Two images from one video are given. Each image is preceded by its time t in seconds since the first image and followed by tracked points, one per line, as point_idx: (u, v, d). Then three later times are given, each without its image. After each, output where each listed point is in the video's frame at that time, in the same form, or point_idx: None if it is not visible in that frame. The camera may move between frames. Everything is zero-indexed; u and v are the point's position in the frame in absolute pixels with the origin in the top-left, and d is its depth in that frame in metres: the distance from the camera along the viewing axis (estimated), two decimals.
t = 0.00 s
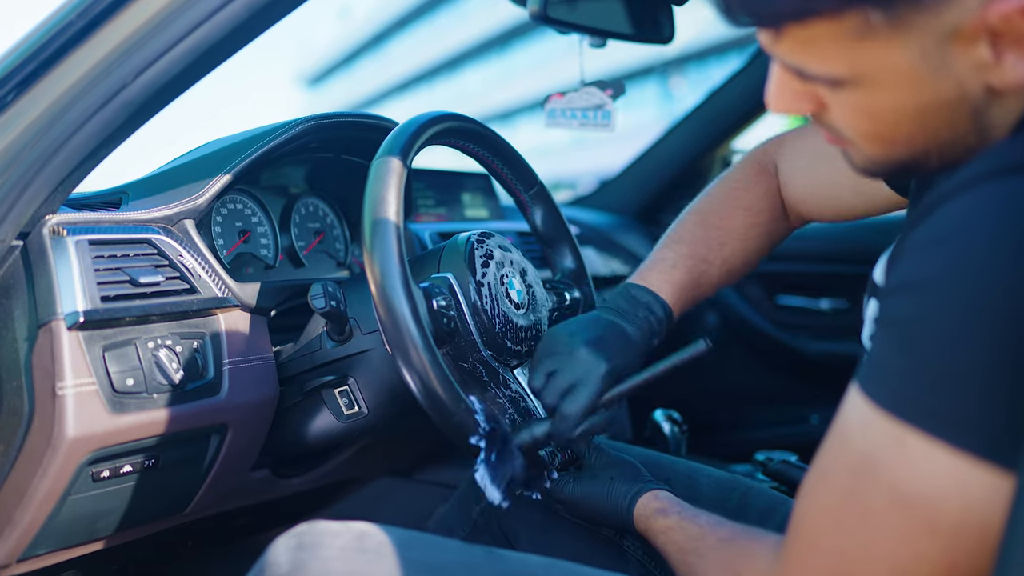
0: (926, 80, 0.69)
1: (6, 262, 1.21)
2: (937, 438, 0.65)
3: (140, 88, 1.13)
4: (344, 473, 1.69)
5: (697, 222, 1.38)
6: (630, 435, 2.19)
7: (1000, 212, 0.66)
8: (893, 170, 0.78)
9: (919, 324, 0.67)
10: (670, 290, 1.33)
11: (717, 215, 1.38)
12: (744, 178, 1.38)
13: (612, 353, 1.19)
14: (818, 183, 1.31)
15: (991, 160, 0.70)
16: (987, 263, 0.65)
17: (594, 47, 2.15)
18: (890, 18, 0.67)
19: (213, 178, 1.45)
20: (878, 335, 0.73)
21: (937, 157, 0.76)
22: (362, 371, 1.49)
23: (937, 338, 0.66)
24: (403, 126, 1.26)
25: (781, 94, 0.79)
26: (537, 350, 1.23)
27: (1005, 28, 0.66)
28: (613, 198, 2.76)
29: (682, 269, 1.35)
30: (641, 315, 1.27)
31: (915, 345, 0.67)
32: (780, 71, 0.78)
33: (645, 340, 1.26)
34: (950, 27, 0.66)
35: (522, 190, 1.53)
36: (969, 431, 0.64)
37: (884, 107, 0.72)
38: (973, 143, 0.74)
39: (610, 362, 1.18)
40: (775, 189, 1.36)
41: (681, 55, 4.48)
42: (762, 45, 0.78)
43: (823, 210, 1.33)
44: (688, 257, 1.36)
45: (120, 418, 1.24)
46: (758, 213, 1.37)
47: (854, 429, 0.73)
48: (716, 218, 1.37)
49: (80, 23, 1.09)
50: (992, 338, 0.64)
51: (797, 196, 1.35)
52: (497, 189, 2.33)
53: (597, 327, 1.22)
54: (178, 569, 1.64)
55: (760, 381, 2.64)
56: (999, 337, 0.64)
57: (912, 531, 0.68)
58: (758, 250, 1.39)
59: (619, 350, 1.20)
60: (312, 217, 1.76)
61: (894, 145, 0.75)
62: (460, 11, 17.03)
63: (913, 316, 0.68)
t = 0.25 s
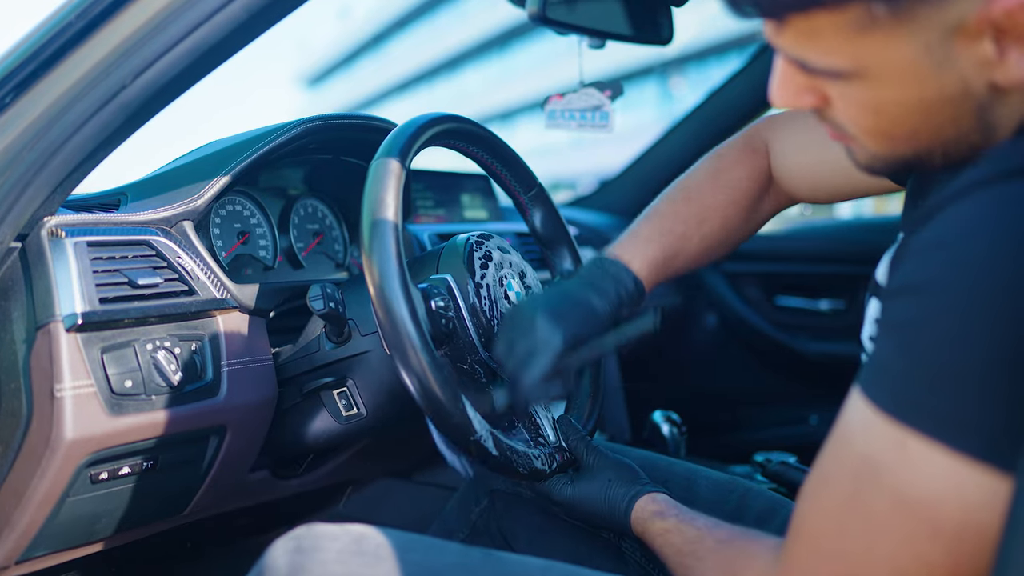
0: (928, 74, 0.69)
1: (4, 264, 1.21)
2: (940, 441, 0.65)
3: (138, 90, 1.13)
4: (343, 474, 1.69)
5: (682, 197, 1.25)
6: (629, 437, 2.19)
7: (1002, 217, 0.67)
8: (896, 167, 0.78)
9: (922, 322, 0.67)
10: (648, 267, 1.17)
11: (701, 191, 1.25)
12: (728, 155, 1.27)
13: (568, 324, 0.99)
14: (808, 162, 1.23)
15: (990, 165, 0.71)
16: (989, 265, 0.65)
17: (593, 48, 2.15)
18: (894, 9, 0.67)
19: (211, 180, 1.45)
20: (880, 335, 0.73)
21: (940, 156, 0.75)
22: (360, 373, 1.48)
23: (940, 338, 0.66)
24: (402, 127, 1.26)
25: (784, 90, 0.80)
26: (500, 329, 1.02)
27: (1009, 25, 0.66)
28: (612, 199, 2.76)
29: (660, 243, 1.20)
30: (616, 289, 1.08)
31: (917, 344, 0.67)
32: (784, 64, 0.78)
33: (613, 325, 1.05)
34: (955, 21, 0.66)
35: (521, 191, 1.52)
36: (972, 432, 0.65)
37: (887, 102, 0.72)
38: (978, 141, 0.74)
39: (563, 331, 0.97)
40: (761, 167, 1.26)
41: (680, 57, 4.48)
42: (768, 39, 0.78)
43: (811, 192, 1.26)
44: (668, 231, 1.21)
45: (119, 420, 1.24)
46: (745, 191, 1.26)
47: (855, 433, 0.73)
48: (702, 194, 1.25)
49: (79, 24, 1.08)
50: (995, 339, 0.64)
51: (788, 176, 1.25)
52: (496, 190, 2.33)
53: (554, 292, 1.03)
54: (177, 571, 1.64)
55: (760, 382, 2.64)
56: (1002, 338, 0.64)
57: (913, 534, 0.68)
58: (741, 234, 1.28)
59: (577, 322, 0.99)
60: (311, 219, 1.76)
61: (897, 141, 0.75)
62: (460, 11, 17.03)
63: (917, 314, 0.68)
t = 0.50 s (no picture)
0: (927, 87, 0.69)
1: (3, 266, 1.21)
2: (935, 447, 0.66)
3: (136, 91, 1.13)
4: (341, 476, 1.69)
5: (671, 201, 1.25)
6: (627, 438, 2.19)
7: (995, 222, 0.67)
8: (891, 174, 0.79)
9: (917, 330, 0.67)
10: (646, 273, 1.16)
11: (695, 196, 1.25)
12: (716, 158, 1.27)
13: (578, 334, 0.98)
14: (794, 163, 1.22)
15: (989, 167, 0.71)
16: (984, 272, 0.65)
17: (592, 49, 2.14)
18: (892, 25, 0.67)
19: (209, 181, 1.45)
20: (874, 342, 0.73)
21: (936, 160, 0.76)
22: (358, 375, 1.46)
23: (936, 347, 0.66)
24: (399, 130, 1.26)
25: (777, 103, 0.80)
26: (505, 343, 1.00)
27: (1008, 36, 0.66)
28: (611, 199, 2.76)
29: (658, 248, 1.20)
30: (617, 297, 1.08)
31: (913, 353, 0.67)
32: (778, 74, 0.78)
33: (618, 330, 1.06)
34: (954, 32, 0.66)
35: (518, 193, 1.52)
36: (967, 439, 0.65)
37: (884, 114, 0.72)
38: (972, 150, 0.75)
39: (574, 341, 0.96)
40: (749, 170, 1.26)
41: (679, 57, 4.48)
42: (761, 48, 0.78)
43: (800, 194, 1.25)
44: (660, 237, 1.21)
45: (117, 422, 1.24)
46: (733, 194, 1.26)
47: (850, 437, 0.73)
48: (690, 197, 1.25)
49: (76, 25, 1.09)
50: (992, 348, 0.64)
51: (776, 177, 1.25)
52: (494, 191, 2.33)
53: (558, 301, 1.02)
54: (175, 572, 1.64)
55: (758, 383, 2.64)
56: (998, 346, 0.64)
57: (908, 540, 0.68)
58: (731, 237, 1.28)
59: (586, 331, 0.99)
60: (308, 220, 1.76)
61: (894, 151, 0.75)
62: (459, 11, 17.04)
63: (912, 323, 0.68)
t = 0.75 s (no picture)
0: (919, 88, 0.69)
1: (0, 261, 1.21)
2: (932, 444, 0.66)
3: (134, 87, 1.13)
4: (339, 473, 1.69)
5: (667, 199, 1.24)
6: (625, 435, 2.19)
7: (990, 217, 0.67)
8: (884, 173, 0.79)
9: (912, 328, 0.67)
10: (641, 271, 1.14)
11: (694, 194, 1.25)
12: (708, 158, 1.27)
13: (575, 317, 0.95)
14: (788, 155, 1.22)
15: (981, 165, 0.71)
16: (980, 270, 0.65)
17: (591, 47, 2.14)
18: (887, 29, 0.67)
19: (207, 178, 1.45)
20: (868, 341, 0.73)
21: (928, 160, 0.76)
22: (356, 371, 1.46)
23: (931, 346, 0.65)
24: (398, 126, 1.26)
25: (768, 100, 0.79)
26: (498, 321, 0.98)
27: (1003, 38, 0.66)
28: (609, 198, 2.76)
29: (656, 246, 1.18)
30: (616, 290, 1.05)
31: (908, 352, 0.67)
32: (770, 76, 0.78)
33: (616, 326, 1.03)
34: (949, 37, 0.66)
35: (517, 190, 1.52)
36: (963, 435, 0.65)
37: (877, 116, 0.72)
38: (964, 150, 0.75)
39: (569, 325, 0.94)
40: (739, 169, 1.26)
41: (679, 55, 4.48)
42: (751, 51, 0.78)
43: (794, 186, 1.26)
44: (661, 233, 1.20)
45: (113, 418, 1.24)
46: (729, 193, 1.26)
47: (847, 432, 0.72)
48: (683, 194, 1.24)
49: (74, 21, 1.09)
50: (987, 346, 0.64)
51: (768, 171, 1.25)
52: (493, 189, 2.33)
53: (557, 288, 1.00)
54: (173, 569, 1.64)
55: (758, 382, 2.64)
56: (993, 344, 0.64)
57: (906, 536, 0.68)
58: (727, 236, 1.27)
59: (584, 316, 0.96)
60: (307, 216, 1.76)
61: (888, 151, 0.75)
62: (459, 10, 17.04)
63: (907, 321, 0.68)
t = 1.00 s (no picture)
0: (925, 82, 0.69)
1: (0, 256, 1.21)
2: (937, 439, 0.65)
3: (133, 83, 1.12)
4: (339, 470, 1.69)
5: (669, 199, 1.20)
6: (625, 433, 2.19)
7: (994, 210, 0.66)
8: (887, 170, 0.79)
9: (917, 323, 0.67)
10: (642, 269, 1.14)
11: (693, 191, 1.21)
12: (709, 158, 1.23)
13: (559, 314, 0.95)
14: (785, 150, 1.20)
15: (987, 158, 0.70)
16: (986, 265, 0.65)
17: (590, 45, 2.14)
18: (899, 24, 0.66)
19: (207, 174, 1.45)
20: (872, 336, 0.72)
21: (934, 156, 0.76)
22: (356, 367, 1.45)
23: (937, 340, 0.65)
24: (398, 122, 1.26)
25: (774, 93, 0.79)
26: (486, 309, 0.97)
27: (1011, 34, 0.66)
28: (608, 196, 2.76)
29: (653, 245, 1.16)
30: (608, 291, 1.05)
31: (914, 347, 0.67)
32: (777, 70, 0.78)
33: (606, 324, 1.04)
34: (959, 31, 0.66)
35: (518, 187, 1.52)
36: (969, 430, 0.65)
37: (883, 111, 0.72)
38: (971, 144, 0.74)
39: (552, 319, 0.94)
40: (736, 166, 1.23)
41: (677, 54, 4.48)
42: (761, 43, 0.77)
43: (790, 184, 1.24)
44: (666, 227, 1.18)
45: (113, 414, 1.24)
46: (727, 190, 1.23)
47: (850, 428, 0.72)
48: (682, 197, 1.20)
49: (74, 16, 1.08)
50: (993, 341, 0.64)
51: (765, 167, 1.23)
52: (493, 187, 2.32)
53: (548, 282, 1.00)
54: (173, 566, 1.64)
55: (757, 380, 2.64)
56: (999, 338, 0.64)
57: (910, 532, 0.68)
58: (729, 240, 1.23)
59: (569, 314, 0.96)
60: (307, 214, 1.76)
61: (891, 148, 0.75)
62: (458, 11, 17.04)
63: (912, 317, 0.67)
